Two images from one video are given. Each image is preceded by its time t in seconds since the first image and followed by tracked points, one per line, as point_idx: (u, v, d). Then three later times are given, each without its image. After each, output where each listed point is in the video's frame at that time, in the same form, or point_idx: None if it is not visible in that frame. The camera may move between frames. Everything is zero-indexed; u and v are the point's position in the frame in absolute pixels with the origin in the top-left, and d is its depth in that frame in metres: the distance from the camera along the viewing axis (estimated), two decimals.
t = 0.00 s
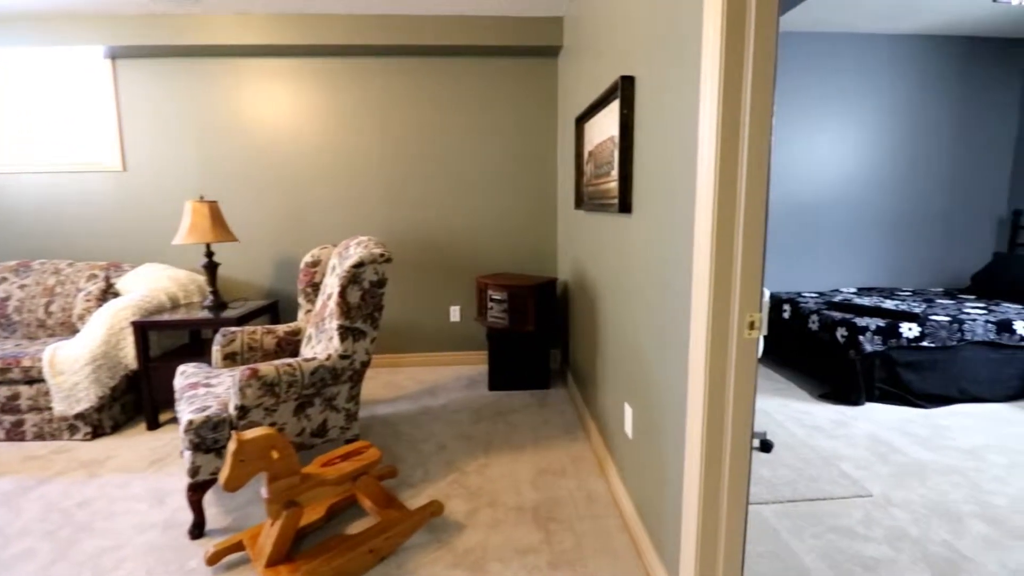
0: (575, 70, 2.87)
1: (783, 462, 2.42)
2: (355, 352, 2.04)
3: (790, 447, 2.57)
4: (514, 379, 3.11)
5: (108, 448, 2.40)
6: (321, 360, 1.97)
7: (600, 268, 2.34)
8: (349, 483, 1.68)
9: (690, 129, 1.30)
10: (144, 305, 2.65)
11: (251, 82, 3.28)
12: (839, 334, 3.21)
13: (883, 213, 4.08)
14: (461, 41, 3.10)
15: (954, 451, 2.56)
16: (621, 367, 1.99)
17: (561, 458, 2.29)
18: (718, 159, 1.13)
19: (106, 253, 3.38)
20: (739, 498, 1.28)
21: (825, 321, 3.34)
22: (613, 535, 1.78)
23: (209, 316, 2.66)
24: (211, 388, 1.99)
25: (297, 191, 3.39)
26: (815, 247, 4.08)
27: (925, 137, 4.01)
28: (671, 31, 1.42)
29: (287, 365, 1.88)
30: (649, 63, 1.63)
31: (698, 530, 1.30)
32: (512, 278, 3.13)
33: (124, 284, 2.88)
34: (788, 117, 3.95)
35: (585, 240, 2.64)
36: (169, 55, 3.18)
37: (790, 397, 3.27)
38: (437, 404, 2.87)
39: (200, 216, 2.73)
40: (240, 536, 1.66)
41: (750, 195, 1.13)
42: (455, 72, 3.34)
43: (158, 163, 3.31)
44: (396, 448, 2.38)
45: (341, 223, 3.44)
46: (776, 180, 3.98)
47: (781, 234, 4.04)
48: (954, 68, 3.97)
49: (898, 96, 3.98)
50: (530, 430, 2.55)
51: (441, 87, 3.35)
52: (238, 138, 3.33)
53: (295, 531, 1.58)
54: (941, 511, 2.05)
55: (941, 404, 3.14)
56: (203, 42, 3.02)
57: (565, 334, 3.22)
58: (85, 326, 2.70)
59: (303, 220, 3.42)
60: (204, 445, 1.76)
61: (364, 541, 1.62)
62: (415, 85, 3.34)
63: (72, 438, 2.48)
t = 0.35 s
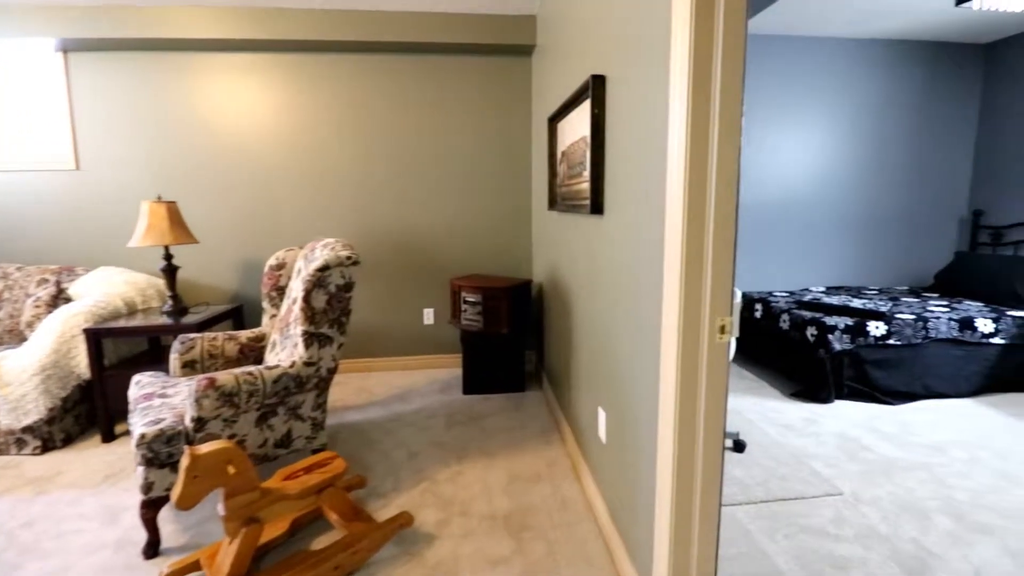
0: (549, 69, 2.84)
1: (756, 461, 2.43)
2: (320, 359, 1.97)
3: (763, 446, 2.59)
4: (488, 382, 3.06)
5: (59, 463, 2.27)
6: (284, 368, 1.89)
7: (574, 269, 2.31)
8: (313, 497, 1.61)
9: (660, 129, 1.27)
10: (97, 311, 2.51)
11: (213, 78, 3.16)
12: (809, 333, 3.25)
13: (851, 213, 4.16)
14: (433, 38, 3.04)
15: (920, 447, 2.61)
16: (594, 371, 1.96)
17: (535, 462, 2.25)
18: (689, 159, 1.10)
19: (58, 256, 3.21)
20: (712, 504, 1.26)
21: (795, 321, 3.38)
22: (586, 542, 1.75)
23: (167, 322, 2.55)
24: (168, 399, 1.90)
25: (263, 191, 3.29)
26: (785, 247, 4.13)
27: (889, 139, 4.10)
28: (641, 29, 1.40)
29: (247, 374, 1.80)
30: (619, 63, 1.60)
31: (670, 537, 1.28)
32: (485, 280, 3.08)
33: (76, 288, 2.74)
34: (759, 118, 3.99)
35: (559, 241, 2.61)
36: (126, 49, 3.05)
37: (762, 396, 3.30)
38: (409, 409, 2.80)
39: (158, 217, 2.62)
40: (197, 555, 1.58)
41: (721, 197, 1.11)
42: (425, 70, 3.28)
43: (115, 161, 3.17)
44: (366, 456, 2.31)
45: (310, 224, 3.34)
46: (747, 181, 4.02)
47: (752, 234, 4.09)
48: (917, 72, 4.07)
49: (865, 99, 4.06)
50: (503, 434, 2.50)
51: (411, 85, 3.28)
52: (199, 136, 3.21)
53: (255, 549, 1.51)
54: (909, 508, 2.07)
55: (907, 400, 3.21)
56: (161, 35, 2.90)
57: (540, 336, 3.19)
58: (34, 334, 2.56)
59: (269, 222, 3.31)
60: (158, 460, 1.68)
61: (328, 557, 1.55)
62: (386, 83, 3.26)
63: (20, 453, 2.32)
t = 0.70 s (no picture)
0: (518, 67, 2.80)
1: (726, 460, 2.44)
2: (280, 366, 1.89)
3: (733, 445, 2.60)
4: (459, 386, 2.95)
5: None
6: (241, 377, 1.81)
7: (544, 270, 2.28)
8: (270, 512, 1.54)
9: (627, 126, 1.24)
10: (42, 318, 2.39)
11: (168, 72, 3.02)
12: (776, 332, 3.29)
13: (816, 213, 4.24)
14: (400, 33, 2.97)
15: (884, 443, 2.66)
16: (565, 373, 1.93)
17: (506, 467, 2.20)
18: (655, 157, 1.07)
19: None
20: (682, 509, 1.24)
21: (763, 319, 3.42)
22: (558, 549, 1.71)
23: (118, 329, 2.42)
24: (115, 411, 1.80)
25: (223, 190, 3.16)
26: (752, 247, 4.20)
27: (851, 140, 4.20)
28: (607, 25, 1.36)
29: (199, 385, 1.72)
30: (586, 60, 1.57)
31: (640, 545, 1.25)
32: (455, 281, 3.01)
33: (19, 295, 2.58)
34: (727, 119, 4.04)
35: (529, 241, 2.57)
36: (73, 40, 2.89)
37: (732, 394, 3.33)
38: (377, 415, 2.72)
39: (108, 218, 2.48)
40: None
41: (688, 195, 1.09)
42: (390, 67, 3.20)
43: (62, 159, 3.00)
44: (331, 465, 2.22)
45: (273, 225, 3.23)
46: (716, 181, 4.06)
47: (720, 233, 4.13)
48: (877, 75, 4.17)
49: (829, 101, 4.14)
50: (474, 438, 2.44)
51: (375, 82, 3.20)
52: (154, 133, 3.06)
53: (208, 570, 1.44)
54: (875, 504, 2.10)
55: (871, 396, 3.28)
56: (111, 27, 2.75)
57: (513, 338, 3.15)
58: None
59: (230, 222, 3.19)
60: (102, 477, 1.59)
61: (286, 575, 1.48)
62: (352, 79, 3.18)
63: None
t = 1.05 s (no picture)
0: (490, 66, 2.76)
1: (699, 460, 2.44)
2: (241, 374, 1.81)
3: (705, 444, 2.61)
4: (433, 389, 2.88)
5: None
6: (199, 386, 1.73)
7: (517, 272, 2.24)
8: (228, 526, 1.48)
9: (595, 124, 1.21)
10: None
11: (123, 67, 2.89)
12: (747, 330, 3.32)
13: (784, 213, 4.31)
14: (368, 30, 2.91)
15: (852, 439, 2.71)
16: (537, 377, 1.89)
17: (479, 472, 2.16)
18: (622, 154, 1.05)
19: None
20: (653, 514, 1.22)
21: (734, 318, 3.45)
22: (531, 556, 1.68)
23: (70, 336, 2.30)
24: (63, 424, 1.71)
25: (184, 190, 3.04)
26: (722, 246, 4.25)
27: (817, 141, 4.28)
28: (575, 22, 1.33)
29: (153, 395, 1.64)
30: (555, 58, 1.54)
31: (612, 551, 1.23)
32: (427, 283, 2.92)
33: None
34: (697, 120, 4.07)
35: (502, 243, 2.52)
36: (19, 32, 2.73)
37: (705, 392, 3.35)
38: (347, 421, 2.65)
39: (58, 219, 2.36)
40: None
41: (656, 197, 1.07)
42: (356, 64, 3.12)
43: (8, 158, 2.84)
44: (298, 475, 2.15)
45: (237, 226, 3.12)
46: (687, 181, 4.10)
47: (692, 233, 4.17)
48: (842, 78, 4.27)
49: (796, 103, 4.21)
50: (447, 443, 2.39)
51: (341, 79, 3.12)
52: (108, 131, 2.92)
53: None
54: (844, 500, 2.13)
55: (839, 392, 3.34)
56: (59, 19, 2.61)
57: (487, 340, 3.10)
58: None
59: (191, 224, 3.07)
60: (48, 495, 1.51)
61: None
62: (319, 76, 3.09)
63: None
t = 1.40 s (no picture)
0: (457, 63, 2.71)
1: (670, 459, 2.44)
2: (195, 384, 1.73)
3: (677, 443, 2.62)
4: (402, 393, 2.81)
5: None
6: (149, 398, 1.64)
7: (485, 273, 2.19)
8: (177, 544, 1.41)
9: (559, 122, 1.18)
10: None
11: (67, 60, 2.74)
12: (717, 329, 3.36)
13: (751, 212, 4.38)
14: (330, 25, 2.82)
15: (818, 435, 2.75)
16: (506, 380, 1.85)
17: (449, 479, 2.11)
18: (585, 152, 1.02)
19: None
20: (621, 521, 1.20)
21: (705, 317, 3.48)
22: (500, 564, 1.64)
23: (11, 346, 2.16)
24: None
25: (137, 190, 2.91)
26: (691, 246, 4.29)
27: (782, 142, 4.36)
28: (538, 18, 1.30)
29: (98, 408, 1.54)
30: (520, 55, 1.49)
31: (580, 559, 1.20)
32: (395, 285, 2.83)
33: None
34: (666, 121, 4.09)
35: (472, 244, 2.47)
36: None
37: (677, 391, 3.37)
38: (312, 429, 2.56)
39: None
40: None
41: (620, 199, 1.04)
42: (318, 59, 3.03)
43: None
44: (259, 486, 2.06)
45: (195, 228, 3.00)
46: (656, 181, 4.13)
47: (661, 233, 4.20)
48: (806, 80, 4.35)
49: (761, 104, 4.28)
50: (416, 449, 2.34)
51: (302, 75, 3.02)
52: (52, 127, 2.77)
53: None
54: (811, 497, 2.16)
55: (805, 388, 3.40)
56: None
57: (458, 343, 3.04)
58: None
59: (145, 225, 2.94)
60: None
61: None
62: (280, 72, 2.99)
63: None
